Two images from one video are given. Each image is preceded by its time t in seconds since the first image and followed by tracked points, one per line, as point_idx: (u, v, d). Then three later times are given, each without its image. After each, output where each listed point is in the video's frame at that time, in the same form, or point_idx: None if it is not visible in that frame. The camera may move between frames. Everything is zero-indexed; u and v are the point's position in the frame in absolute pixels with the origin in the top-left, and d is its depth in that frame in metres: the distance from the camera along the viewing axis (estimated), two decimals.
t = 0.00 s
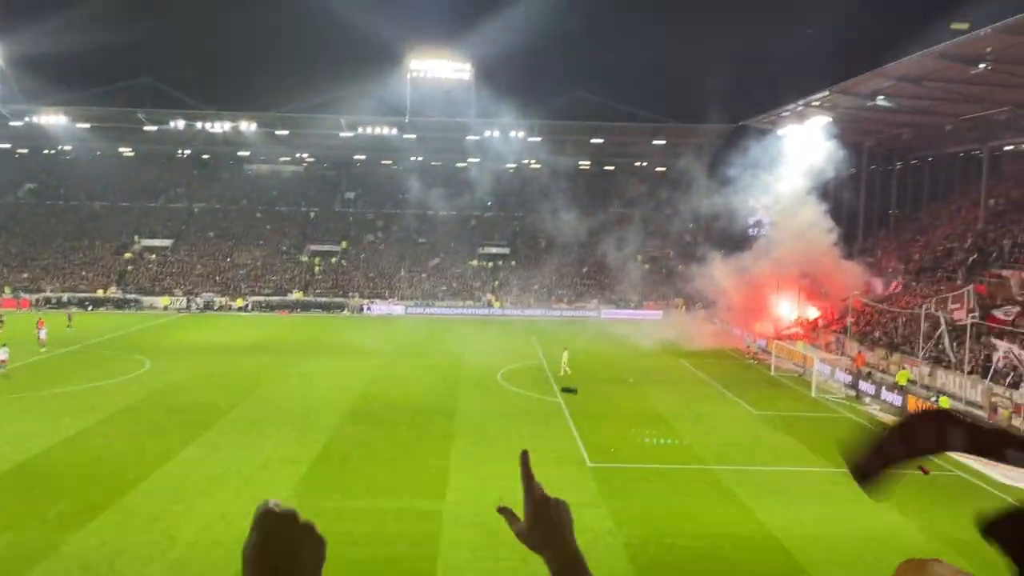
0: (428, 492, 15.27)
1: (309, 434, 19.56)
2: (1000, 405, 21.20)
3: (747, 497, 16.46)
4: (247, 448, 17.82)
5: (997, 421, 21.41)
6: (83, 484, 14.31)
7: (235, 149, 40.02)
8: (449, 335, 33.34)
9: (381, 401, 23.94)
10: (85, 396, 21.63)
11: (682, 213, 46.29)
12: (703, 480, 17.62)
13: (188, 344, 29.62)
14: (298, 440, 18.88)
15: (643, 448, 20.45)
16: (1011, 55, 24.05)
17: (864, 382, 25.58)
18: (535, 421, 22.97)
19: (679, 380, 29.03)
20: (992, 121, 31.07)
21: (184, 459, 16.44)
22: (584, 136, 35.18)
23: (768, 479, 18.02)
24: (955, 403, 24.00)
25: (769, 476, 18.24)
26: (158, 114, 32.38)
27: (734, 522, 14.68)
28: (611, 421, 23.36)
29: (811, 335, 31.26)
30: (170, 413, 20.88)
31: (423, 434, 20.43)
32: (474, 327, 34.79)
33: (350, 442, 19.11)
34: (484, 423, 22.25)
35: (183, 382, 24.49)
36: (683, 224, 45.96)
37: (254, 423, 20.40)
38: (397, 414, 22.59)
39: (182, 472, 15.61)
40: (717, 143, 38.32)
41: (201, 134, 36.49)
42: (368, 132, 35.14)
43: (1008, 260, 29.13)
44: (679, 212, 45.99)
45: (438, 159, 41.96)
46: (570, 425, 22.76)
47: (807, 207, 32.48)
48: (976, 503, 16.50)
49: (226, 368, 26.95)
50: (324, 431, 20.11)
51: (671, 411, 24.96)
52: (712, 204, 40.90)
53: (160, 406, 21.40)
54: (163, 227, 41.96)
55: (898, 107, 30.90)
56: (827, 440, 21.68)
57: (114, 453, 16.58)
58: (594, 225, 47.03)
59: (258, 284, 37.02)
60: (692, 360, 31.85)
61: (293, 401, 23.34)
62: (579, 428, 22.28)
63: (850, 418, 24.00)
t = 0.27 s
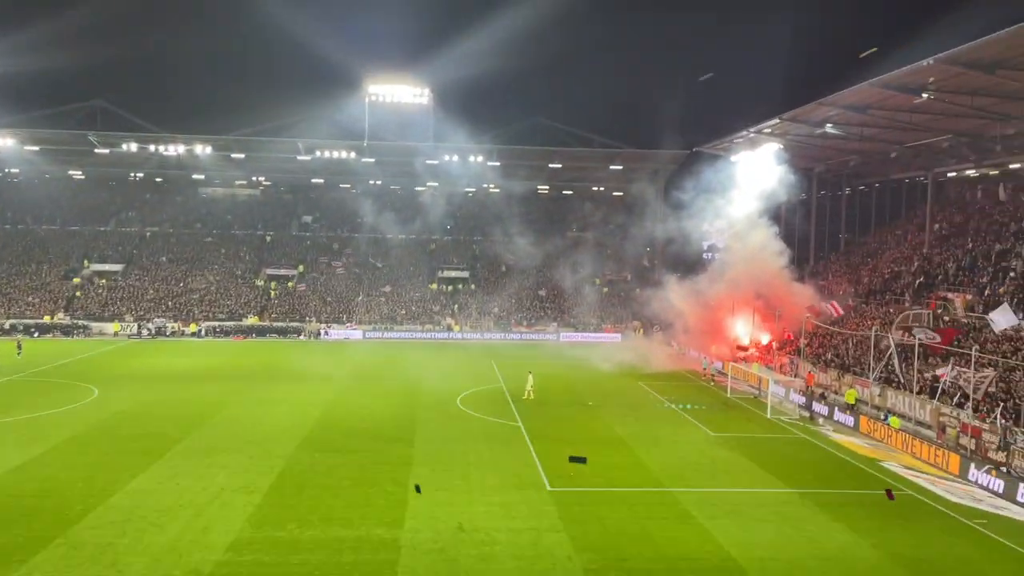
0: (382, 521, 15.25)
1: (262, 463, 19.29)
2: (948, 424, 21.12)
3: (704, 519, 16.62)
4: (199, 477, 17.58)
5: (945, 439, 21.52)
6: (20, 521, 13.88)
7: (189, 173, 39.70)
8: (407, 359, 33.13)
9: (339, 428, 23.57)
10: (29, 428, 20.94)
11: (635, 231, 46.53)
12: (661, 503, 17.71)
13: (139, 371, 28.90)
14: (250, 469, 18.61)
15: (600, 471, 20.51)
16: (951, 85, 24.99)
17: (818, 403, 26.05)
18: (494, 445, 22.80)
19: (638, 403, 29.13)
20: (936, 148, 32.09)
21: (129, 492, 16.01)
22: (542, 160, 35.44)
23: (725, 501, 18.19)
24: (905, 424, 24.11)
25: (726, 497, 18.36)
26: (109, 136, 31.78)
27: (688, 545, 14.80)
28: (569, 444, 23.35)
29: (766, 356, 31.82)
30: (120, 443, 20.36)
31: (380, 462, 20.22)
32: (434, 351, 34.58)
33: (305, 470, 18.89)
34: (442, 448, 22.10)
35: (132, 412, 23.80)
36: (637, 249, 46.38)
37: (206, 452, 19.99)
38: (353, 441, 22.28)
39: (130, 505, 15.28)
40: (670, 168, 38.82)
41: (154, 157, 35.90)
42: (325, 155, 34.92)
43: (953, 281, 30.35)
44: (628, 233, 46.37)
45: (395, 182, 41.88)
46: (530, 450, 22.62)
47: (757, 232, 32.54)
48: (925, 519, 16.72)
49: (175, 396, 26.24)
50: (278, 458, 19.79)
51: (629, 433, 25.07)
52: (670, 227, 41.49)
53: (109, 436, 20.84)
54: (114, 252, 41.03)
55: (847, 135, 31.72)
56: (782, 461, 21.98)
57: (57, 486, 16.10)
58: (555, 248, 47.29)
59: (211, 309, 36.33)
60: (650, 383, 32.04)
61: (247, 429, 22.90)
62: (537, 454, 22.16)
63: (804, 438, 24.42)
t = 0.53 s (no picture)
0: (357, 536, 15.47)
1: (231, 483, 19.24)
2: (915, 430, 21.96)
3: (678, 529, 16.74)
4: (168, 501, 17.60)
5: (913, 444, 22.19)
6: None
7: (154, 188, 39.21)
8: (378, 373, 32.94)
9: (310, 445, 23.37)
10: None
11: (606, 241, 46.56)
12: (635, 513, 17.81)
13: (104, 390, 28.28)
14: (220, 490, 18.69)
15: (574, 482, 20.56)
16: (912, 96, 25.52)
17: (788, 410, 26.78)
18: (465, 459, 22.73)
19: (611, 414, 29.27)
20: (898, 158, 32.67)
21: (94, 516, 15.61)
22: (513, 173, 35.47)
23: (699, 510, 18.36)
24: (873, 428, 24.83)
25: (698, 508, 18.46)
26: (72, 152, 31.18)
27: (664, 555, 14.91)
28: (541, 457, 23.33)
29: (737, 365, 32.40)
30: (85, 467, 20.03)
31: (352, 479, 20.04)
32: (406, 365, 34.39)
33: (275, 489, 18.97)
34: (415, 463, 21.99)
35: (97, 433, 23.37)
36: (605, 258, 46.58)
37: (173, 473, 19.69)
38: (325, 457, 22.10)
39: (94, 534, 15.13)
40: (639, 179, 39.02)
41: (119, 172, 35.38)
42: (294, 170, 34.63)
43: (918, 288, 30.79)
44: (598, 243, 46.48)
45: (365, 195, 41.76)
46: (505, 462, 22.59)
47: (726, 235, 32.29)
48: (894, 524, 17.07)
49: (141, 416, 25.76)
50: (247, 478, 19.55)
51: (603, 444, 25.12)
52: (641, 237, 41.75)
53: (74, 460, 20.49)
54: (78, 269, 40.22)
55: (812, 145, 32.16)
56: (754, 469, 22.15)
57: (23, 508, 15.69)
58: (526, 260, 47.32)
59: (179, 325, 35.73)
60: (623, 394, 32.10)
61: (215, 448, 22.53)
62: (512, 465, 22.13)
63: (776, 446, 24.76)
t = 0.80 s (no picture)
0: (341, 542, 15.33)
1: (214, 489, 18.99)
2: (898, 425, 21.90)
3: (664, 528, 16.66)
4: (149, 509, 17.36)
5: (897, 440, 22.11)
6: None
7: (132, 194, 38.81)
8: (360, 378, 32.76)
9: (292, 451, 23.14)
10: None
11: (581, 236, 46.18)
12: (621, 513, 17.71)
13: (83, 399, 27.90)
14: (202, 497, 18.36)
15: (559, 483, 20.45)
16: (890, 94, 25.69)
17: (772, 408, 26.85)
18: (449, 462, 22.59)
19: (597, 414, 29.23)
20: (877, 156, 32.88)
21: (66, 535, 15.51)
22: (495, 175, 35.38)
23: (686, 508, 18.29)
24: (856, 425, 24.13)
25: (685, 506, 18.46)
26: (46, 158, 30.73)
27: (650, 556, 14.90)
28: (526, 459, 23.19)
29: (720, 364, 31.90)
30: (62, 477, 19.70)
31: (335, 483, 19.87)
32: (389, 370, 34.18)
33: (258, 495, 18.67)
34: (398, 467, 21.81)
35: (75, 442, 23.01)
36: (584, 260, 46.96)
37: (154, 482, 19.51)
38: (308, 463, 21.86)
39: (71, 547, 14.86)
40: (621, 180, 39.04)
41: (96, 178, 34.95)
42: (274, 173, 34.32)
43: (898, 285, 30.99)
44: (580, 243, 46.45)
45: (346, 198, 41.60)
46: (490, 464, 22.45)
47: (705, 236, 33.64)
48: (877, 520, 17.14)
49: (120, 424, 25.37)
50: (229, 485, 19.35)
51: (589, 445, 25.07)
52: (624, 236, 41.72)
53: (50, 471, 20.16)
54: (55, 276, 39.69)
55: (792, 144, 32.31)
56: (740, 467, 22.18)
57: None
58: (509, 261, 47.26)
59: (159, 332, 35.31)
60: (608, 394, 32.13)
61: (196, 456, 22.28)
62: (497, 468, 21.97)
63: (762, 445, 24.74)
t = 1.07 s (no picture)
0: (331, 544, 15.28)
1: (202, 493, 18.87)
2: (884, 421, 21.98)
3: (654, 526, 16.69)
4: (135, 513, 17.21)
5: (883, 436, 22.23)
6: None
7: (116, 196, 38.51)
8: (346, 379, 32.63)
9: (279, 454, 23.03)
10: None
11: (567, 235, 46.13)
12: (610, 512, 17.70)
13: (68, 403, 27.63)
14: (189, 500, 18.24)
15: (548, 482, 20.46)
16: (874, 92, 25.84)
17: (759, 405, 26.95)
18: (438, 462, 22.57)
19: (585, 413, 29.23)
20: (861, 154, 33.08)
21: (52, 541, 15.35)
22: (482, 175, 35.33)
23: (674, 506, 18.31)
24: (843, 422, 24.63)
25: (674, 504, 18.51)
26: (28, 160, 30.39)
27: (639, 554, 14.93)
28: (514, 459, 23.18)
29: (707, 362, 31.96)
30: (46, 483, 19.50)
31: (324, 485, 19.80)
32: (376, 370, 34.07)
33: (246, 498, 18.57)
34: (387, 468, 21.76)
35: (60, 447, 22.76)
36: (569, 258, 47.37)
37: (140, 486, 19.36)
38: (296, 465, 21.76)
39: (55, 553, 14.68)
40: (608, 179, 39.12)
41: (79, 180, 34.63)
42: (259, 174, 34.12)
43: (883, 282, 31.12)
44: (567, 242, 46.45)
45: (332, 199, 41.48)
46: (478, 464, 22.41)
47: (693, 233, 34.37)
48: (865, 516, 17.25)
49: (104, 428, 25.14)
50: (217, 488, 19.24)
51: (577, 444, 25.08)
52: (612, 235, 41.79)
53: (34, 476, 19.96)
54: (38, 280, 39.25)
55: (777, 143, 32.45)
56: (728, 464, 22.26)
57: None
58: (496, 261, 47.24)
59: (144, 336, 35.02)
60: (596, 393, 32.15)
61: (183, 459, 22.13)
62: (486, 468, 21.92)
63: (749, 442, 24.85)
